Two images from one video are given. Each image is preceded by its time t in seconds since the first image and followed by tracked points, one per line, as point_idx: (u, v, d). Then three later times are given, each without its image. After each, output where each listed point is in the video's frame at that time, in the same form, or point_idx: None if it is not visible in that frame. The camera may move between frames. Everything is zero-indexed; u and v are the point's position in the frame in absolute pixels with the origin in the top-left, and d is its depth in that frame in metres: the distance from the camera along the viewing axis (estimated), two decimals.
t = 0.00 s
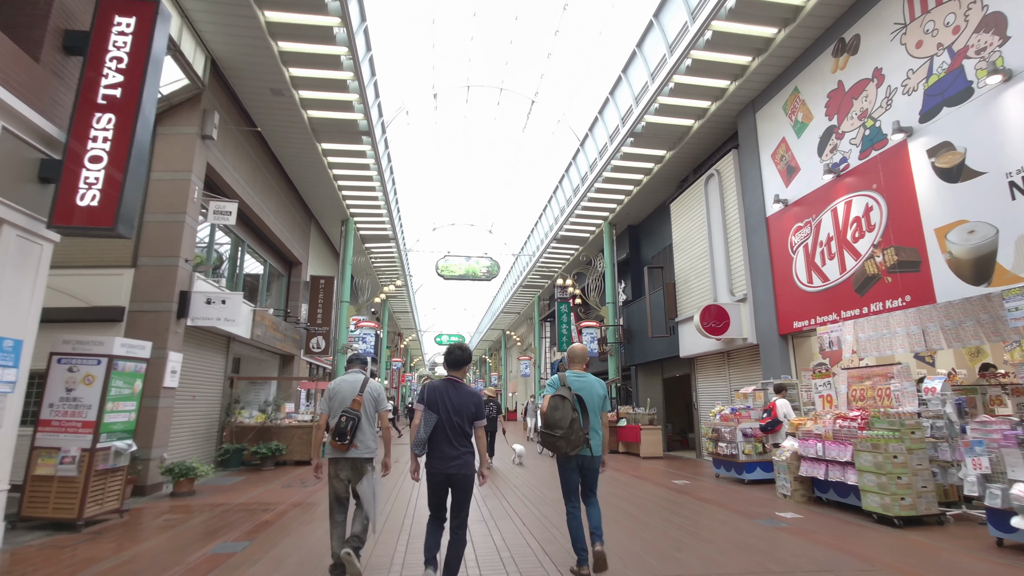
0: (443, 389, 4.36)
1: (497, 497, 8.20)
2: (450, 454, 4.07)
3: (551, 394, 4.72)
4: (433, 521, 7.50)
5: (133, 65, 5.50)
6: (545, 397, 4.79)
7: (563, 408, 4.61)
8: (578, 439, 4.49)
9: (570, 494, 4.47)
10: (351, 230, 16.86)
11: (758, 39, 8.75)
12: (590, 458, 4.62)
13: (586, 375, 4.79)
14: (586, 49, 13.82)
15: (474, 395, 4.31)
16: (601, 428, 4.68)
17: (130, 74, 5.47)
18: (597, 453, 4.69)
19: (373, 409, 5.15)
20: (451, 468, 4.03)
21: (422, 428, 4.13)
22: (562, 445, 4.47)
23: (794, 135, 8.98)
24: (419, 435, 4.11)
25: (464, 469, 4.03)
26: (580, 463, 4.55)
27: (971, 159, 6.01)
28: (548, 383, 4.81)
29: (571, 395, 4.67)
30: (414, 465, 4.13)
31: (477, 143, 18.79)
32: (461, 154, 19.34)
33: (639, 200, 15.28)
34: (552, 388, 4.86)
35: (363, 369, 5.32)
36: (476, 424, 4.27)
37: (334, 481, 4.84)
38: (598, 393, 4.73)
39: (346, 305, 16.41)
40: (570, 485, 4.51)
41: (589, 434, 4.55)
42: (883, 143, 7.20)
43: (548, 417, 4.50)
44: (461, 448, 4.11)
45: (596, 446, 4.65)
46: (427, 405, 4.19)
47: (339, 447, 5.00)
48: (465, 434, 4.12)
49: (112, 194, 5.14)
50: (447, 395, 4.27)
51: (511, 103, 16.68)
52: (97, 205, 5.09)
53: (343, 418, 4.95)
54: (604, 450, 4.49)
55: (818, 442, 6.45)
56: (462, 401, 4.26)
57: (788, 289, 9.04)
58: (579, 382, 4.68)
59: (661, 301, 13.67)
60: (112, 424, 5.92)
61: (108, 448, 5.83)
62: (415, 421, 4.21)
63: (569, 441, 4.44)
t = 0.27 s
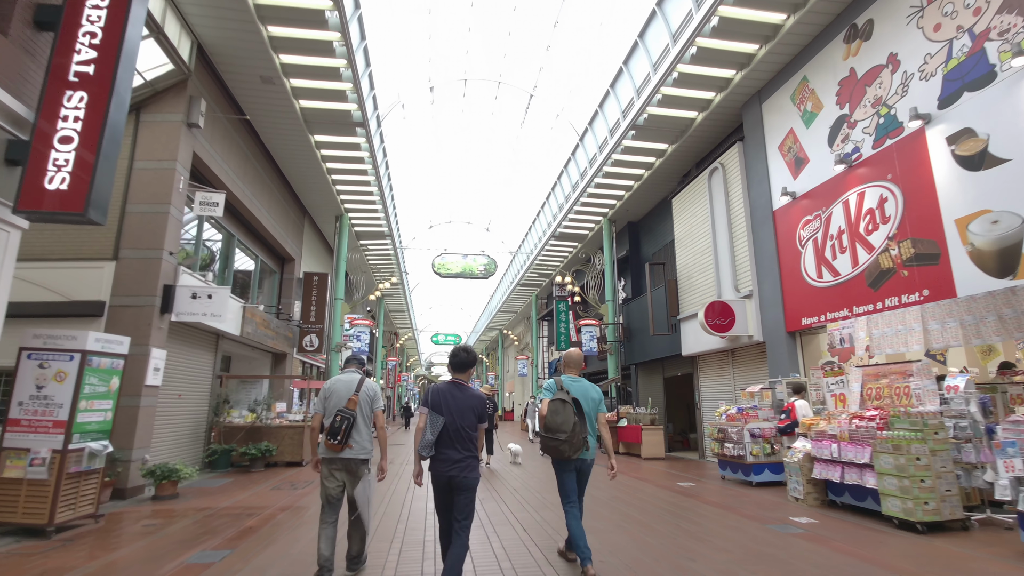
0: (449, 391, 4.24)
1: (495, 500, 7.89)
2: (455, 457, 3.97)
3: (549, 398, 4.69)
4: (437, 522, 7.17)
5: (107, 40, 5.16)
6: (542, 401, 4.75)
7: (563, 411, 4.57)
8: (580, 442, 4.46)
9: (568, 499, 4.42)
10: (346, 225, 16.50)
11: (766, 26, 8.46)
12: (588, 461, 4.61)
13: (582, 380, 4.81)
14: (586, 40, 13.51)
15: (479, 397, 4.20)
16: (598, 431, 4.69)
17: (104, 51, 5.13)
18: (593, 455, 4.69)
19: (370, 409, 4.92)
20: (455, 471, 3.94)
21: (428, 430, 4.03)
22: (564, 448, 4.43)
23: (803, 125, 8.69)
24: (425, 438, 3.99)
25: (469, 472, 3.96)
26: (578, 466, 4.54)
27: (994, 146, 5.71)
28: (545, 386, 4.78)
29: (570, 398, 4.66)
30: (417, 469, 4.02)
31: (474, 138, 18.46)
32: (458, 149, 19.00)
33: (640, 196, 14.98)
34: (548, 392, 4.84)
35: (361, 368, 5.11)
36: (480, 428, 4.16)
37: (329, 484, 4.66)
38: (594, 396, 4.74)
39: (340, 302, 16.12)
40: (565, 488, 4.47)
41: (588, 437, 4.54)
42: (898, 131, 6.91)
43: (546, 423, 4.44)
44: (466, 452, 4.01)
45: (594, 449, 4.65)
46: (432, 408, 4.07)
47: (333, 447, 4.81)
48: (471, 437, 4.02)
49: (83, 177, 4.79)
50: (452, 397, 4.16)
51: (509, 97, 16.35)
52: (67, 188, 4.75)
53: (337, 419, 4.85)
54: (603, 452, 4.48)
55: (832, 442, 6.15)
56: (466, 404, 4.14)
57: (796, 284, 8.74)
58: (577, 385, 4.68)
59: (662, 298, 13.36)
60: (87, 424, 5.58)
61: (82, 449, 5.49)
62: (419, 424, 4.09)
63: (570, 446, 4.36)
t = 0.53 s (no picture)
0: (452, 389, 4.34)
1: (496, 505, 7.59)
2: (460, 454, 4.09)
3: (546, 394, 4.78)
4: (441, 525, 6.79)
5: (81, 15, 4.83)
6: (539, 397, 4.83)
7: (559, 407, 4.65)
8: (575, 437, 4.53)
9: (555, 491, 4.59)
10: (343, 222, 16.17)
11: (777, 11, 8.13)
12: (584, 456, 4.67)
13: (579, 376, 4.88)
14: (588, 32, 13.18)
15: (482, 395, 4.31)
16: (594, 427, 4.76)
17: (78, 26, 4.80)
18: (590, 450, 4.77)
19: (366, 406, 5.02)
20: (461, 469, 4.04)
21: (432, 428, 4.13)
22: (560, 443, 4.50)
23: (817, 114, 8.35)
24: (429, 436, 4.12)
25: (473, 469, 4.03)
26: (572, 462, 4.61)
27: None
28: (542, 383, 4.86)
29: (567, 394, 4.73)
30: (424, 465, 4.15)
31: (474, 134, 18.13)
32: (458, 145, 18.66)
33: (643, 192, 14.66)
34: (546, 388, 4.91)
35: (358, 367, 5.26)
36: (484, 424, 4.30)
37: (329, 482, 4.72)
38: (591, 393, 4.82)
39: (338, 302, 15.43)
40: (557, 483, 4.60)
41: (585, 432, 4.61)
42: (920, 118, 6.59)
43: (543, 418, 4.53)
44: (470, 449, 4.12)
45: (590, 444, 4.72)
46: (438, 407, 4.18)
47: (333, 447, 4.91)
48: (474, 434, 4.13)
49: (53, 160, 4.47)
50: (455, 396, 4.27)
51: (509, 92, 16.02)
52: (36, 172, 4.41)
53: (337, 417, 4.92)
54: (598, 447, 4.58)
55: (854, 446, 5.81)
56: (471, 402, 4.26)
57: (809, 280, 8.40)
58: (574, 381, 4.75)
59: (668, 296, 13.03)
60: (62, 427, 5.24)
61: (55, 453, 5.14)
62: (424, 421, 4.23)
63: (566, 439, 4.45)
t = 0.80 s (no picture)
0: (463, 393, 4.33)
1: (499, 508, 7.28)
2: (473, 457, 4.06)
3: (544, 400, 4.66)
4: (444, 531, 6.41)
5: None
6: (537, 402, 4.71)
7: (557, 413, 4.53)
8: (572, 444, 4.44)
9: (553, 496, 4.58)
10: (342, 218, 15.85)
11: None
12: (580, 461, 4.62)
13: (577, 381, 4.77)
14: (593, 23, 12.88)
15: (494, 401, 4.29)
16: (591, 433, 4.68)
17: None
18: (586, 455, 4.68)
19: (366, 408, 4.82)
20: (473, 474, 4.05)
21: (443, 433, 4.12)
22: (556, 451, 4.40)
23: (833, 103, 8.03)
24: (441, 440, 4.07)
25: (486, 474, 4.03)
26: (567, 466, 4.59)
27: None
28: (540, 387, 4.74)
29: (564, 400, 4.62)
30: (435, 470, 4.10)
31: (475, 129, 17.82)
32: (458, 140, 18.36)
33: (648, 188, 14.34)
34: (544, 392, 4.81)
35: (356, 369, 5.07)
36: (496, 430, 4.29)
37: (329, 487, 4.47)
38: (589, 398, 4.72)
39: (336, 299, 14.88)
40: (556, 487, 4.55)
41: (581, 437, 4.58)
42: (946, 103, 6.27)
43: (541, 423, 4.44)
44: (483, 454, 4.13)
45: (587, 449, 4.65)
46: (449, 412, 4.18)
47: (329, 450, 4.64)
48: (486, 437, 4.11)
49: (24, 141, 4.15)
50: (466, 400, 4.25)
51: (511, 85, 15.70)
52: (5, 153, 4.09)
53: (334, 419, 4.60)
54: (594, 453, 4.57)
55: (878, 447, 5.50)
56: (484, 407, 4.27)
57: (824, 275, 8.07)
58: (572, 388, 4.63)
59: (674, 293, 12.69)
60: (38, 427, 4.92)
61: (30, 456, 4.82)
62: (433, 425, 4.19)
63: (565, 447, 4.38)
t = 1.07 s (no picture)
0: (469, 390, 4.49)
1: (499, 515, 7.01)
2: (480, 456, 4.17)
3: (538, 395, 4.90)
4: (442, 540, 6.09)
5: None
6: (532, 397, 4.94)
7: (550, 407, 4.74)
8: (564, 436, 4.61)
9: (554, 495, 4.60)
10: (338, 216, 15.52)
11: None
12: (574, 455, 4.73)
13: (572, 377, 4.98)
14: (595, 16, 12.58)
15: (499, 397, 4.48)
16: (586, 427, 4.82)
17: None
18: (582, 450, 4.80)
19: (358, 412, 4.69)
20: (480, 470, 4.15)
21: (453, 429, 4.24)
22: (548, 442, 4.57)
23: (846, 93, 7.74)
24: (451, 437, 4.19)
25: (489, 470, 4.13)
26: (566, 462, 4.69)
27: None
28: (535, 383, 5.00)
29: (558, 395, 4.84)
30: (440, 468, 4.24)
31: (474, 125, 17.51)
32: (457, 137, 18.05)
33: (651, 185, 14.08)
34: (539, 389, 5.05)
35: (348, 370, 4.87)
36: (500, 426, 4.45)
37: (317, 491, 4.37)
38: (583, 394, 4.91)
39: (333, 297, 14.79)
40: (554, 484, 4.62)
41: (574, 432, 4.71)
42: (970, 89, 5.97)
43: (534, 415, 4.69)
44: (489, 450, 4.26)
45: (581, 444, 4.78)
46: (457, 408, 4.31)
47: (319, 452, 4.54)
48: (494, 435, 4.26)
49: None
50: (472, 398, 4.37)
51: (512, 80, 15.38)
52: None
53: (324, 422, 4.47)
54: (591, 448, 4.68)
55: (902, 452, 5.20)
56: (490, 403, 4.42)
57: (838, 271, 7.76)
58: (565, 382, 4.86)
59: (678, 291, 12.38)
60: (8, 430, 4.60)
61: None
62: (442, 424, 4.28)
63: (556, 438, 4.55)
